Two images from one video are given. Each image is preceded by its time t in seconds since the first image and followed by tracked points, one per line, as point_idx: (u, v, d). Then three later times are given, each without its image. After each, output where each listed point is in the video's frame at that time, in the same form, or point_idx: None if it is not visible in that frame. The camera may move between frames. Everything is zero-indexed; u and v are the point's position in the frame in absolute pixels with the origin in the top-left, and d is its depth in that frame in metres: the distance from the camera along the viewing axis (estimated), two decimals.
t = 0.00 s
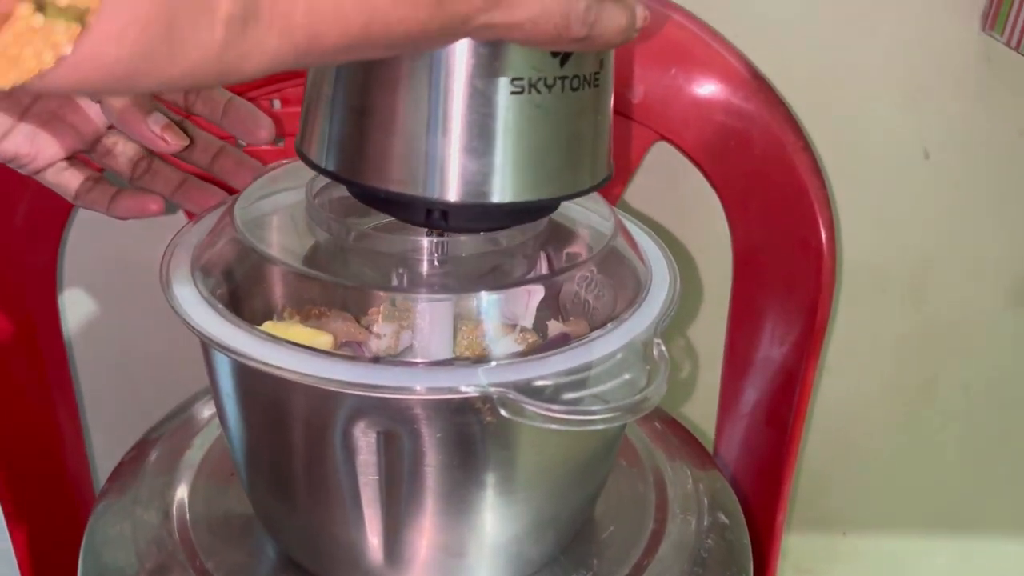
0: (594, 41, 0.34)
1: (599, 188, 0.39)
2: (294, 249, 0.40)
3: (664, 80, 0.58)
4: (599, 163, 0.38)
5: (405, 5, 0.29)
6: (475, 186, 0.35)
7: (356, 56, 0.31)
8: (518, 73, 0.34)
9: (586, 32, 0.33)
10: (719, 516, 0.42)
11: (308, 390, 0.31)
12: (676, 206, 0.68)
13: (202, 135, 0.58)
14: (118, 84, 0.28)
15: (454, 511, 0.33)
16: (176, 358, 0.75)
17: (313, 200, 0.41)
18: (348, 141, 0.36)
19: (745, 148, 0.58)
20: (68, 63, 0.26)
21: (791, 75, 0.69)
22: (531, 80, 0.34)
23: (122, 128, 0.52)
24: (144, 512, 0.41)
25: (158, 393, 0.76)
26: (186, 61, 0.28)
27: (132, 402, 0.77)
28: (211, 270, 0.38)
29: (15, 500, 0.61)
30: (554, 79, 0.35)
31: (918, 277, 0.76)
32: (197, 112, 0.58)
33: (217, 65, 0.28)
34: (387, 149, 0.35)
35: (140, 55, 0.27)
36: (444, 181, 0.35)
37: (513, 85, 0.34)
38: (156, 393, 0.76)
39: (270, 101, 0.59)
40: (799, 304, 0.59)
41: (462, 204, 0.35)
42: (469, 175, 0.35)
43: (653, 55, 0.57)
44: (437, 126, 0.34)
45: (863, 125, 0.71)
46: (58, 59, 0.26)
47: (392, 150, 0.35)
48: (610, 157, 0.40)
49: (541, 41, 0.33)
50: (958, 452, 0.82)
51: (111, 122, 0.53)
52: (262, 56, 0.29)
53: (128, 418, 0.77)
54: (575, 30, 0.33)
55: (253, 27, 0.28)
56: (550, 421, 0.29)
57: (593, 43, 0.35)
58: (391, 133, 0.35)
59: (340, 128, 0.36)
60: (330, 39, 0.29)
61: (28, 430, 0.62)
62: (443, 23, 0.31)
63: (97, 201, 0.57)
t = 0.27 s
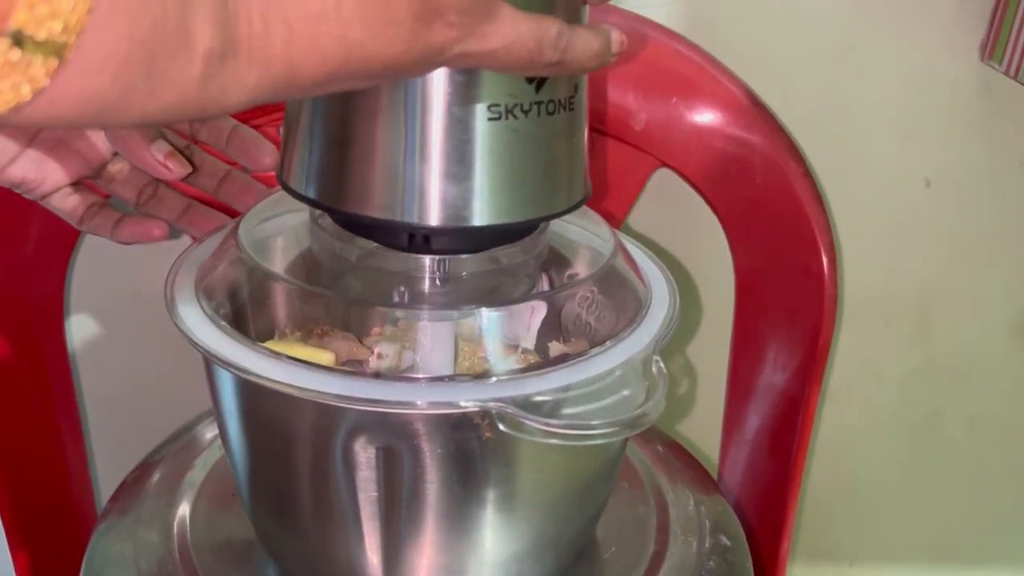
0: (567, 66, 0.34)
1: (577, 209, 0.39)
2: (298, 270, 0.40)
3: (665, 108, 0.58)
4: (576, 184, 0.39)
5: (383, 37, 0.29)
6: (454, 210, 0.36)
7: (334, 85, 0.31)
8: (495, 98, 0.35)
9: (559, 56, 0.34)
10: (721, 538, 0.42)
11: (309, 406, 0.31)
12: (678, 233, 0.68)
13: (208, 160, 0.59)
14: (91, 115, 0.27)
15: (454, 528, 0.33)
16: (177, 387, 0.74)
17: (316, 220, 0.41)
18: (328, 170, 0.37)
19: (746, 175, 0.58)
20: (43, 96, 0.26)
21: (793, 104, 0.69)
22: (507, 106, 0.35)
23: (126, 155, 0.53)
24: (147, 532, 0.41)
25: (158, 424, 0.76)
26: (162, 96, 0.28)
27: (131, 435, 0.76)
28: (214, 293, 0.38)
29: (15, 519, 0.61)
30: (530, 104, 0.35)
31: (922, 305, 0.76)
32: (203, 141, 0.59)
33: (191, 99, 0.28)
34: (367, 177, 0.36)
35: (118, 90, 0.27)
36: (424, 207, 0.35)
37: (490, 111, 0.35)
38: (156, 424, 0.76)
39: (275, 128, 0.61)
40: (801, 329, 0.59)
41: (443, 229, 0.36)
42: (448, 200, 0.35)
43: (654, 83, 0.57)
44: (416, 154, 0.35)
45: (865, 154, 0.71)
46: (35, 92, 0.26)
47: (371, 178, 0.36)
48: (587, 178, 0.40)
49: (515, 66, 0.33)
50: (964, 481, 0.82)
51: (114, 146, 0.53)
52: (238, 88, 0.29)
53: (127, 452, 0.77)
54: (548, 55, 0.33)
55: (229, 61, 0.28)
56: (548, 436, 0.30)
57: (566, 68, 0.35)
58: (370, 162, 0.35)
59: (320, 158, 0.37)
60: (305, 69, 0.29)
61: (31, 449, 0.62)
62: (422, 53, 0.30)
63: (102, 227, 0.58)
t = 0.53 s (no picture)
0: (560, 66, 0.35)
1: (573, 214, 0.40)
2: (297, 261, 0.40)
3: (663, 111, 0.58)
4: (572, 186, 0.39)
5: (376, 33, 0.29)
6: (452, 208, 0.36)
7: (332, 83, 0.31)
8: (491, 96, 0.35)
9: (552, 54, 0.34)
10: (719, 535, 0.42)
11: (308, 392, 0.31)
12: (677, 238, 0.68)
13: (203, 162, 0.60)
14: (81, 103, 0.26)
15: (450, 519, 0.33)
16: (179, 390, 0.75)
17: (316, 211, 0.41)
18: (327, 170, 0.37)
19: (745, 178, 0.58)
20: (33, 75, 0.24)
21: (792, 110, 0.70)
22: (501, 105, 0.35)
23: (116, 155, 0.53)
24: (143, 527, 0.41)
25: (158, 428, 0.76)
26: (156, 81, 0.26)
27: (132, 437, 0.76)
28: (213, 287, 0.38)
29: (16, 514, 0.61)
30: (527, 103, 0.36)
31: (922, 312, 0.76)
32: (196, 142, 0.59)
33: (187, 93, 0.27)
34: (365, 177, 0.36)
35: (113, 71, 0.25)
36: (424, 205, 0.36)
37: (487, 110, 0.35)
38: (156, 427, 0.76)
39: (275, 130, 0.61)
40: (800, 331, 0.59)
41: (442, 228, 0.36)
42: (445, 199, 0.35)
43: (654, 86, 0.57)
44: (414, 153, 0.35)
45: (865, 159, 0.71)
46: (28, 68, 0.24)
47: (369, 177, 0.36)
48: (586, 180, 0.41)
49: (509, 64, 0.34)
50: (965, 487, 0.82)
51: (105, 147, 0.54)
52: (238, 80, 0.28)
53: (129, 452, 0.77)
54: (541, 52, 0.34)
55: (227, 54, 0.27)
56: (545, 422, 0.30)
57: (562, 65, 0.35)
58: (368, 161, 0.36)
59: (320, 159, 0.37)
60: (303, 62, 0.29)
61: (30, 442, 0.62)
62: (415, 49, 0.31)
63: (95, 227, 0.58)
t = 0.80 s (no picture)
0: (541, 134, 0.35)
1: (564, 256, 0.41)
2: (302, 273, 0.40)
3: (662, 142, 0.59)
4: (562, 231, 0.40)
5: (370, 105, 0.30)
6: (446, 262, 0.37)
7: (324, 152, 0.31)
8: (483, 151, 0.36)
9: (530, 129, 0.35)
10: (717, 553, 0.42)
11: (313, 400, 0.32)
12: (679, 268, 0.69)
13: (204, 193, 0.61)
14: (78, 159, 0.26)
15: (450, 529, 0.34)
16: (188, 418, 0.76)
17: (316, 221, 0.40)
18: (323, 227, 0.38)
19: (742, 208, 0.59)
20: (33, 127, 0.25)
21: (789, 142, 0.71)
22: (489, 163, 0.36)
23: (116, 182, 0.55)
24: (147, 543, 0.42)
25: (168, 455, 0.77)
26: (151, 136, 0.27)
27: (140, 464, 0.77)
28: (221, 309, 0.39)
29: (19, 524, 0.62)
30: (514, 160, 0.37)
31: (923, 344, 0.76)
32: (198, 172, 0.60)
33: (181, 153, 0.28)
34: (360, 234, 0.37)
35: (112, 127, 0.26)
36: (418, 260, 0.37)
37: (476, 168, 0.36)
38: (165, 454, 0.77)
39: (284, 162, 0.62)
40: (798, 361, 0.59)
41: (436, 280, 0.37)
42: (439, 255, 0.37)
43: (651, 119, 0.58)
44: (408, 211, 0.36)
45: (862, 191, 0.72)
46: (29, 119, 0.25)
47: (365, 235, 0.37)
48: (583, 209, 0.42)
49: (488, 136, 0.34)
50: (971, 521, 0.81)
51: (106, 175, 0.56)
52: (231, 140, 0.28)
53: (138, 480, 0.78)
54: (521, 127, 0.34)
55: (222, 116, 0.28)
56: (543, 427, 0.31)
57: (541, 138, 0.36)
58: (362, 221, 0.37)
59: (315, 211, 0.38)
60: (299, 127, 0.29)
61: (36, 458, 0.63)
62: (407, 120, 0.31)
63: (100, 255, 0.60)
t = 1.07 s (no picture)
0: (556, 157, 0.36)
1: (572, 272, 0.42)
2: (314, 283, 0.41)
3: (665, 160, 0.60)
4: (566, 244, 0.41)
5: (404, 114, 0.30)
6: (454, 274, 0.38)
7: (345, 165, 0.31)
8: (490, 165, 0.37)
9: (559, 149, 0.36)
10: (720, 561, 0.43)
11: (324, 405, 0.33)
12: (683, 283, 0.70)
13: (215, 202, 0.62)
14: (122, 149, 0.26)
15: (458, 534, 0.35)
16: (200, 430, 0.77)
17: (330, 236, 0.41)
18: (334, 237, 0.39)
19: (743, 224, 0.60)
20: (79, 113, 0.25)
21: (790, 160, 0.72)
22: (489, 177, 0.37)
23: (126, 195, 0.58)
24: (161, 548, 0.43)
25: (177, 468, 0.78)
26: (197, 122, 0.26)
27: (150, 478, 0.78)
28: (238, 314, 0.40)
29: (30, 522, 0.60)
30: (515, 176, 0.37)
31: (926, 360, 0.77)
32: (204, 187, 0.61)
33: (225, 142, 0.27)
34: (371, 243, 0.38)
35: (157, 113, 0.25)
36: (425, 270, 0.37)
37: (478, 183, 0.37)
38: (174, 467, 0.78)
39: (296, 180, 0.63)
40: (800, 376, 0.60)
41: (443, 292, 0.38)
42: (446, 268, 0.37)
43: (654, 136, 0.60)
44: (417, 224, 0.37)
45: (863, 209, 0.73)
46: (74, 104, 0.24)
47: (374, 249, 0.38)
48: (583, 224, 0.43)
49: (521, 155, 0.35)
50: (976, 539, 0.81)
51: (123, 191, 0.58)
52: (276, 134, 0.28)
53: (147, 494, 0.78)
54: (542, 152, 0.35)
55: (270, 110, 0.27)
56: (549, 431, 0.32)
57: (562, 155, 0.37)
58: (374, 229, 0.38)
59: (326, 227, 0.39)
60: (335, 132, 0.29)
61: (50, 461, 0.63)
62: (438, 136, 0.31)
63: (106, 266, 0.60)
